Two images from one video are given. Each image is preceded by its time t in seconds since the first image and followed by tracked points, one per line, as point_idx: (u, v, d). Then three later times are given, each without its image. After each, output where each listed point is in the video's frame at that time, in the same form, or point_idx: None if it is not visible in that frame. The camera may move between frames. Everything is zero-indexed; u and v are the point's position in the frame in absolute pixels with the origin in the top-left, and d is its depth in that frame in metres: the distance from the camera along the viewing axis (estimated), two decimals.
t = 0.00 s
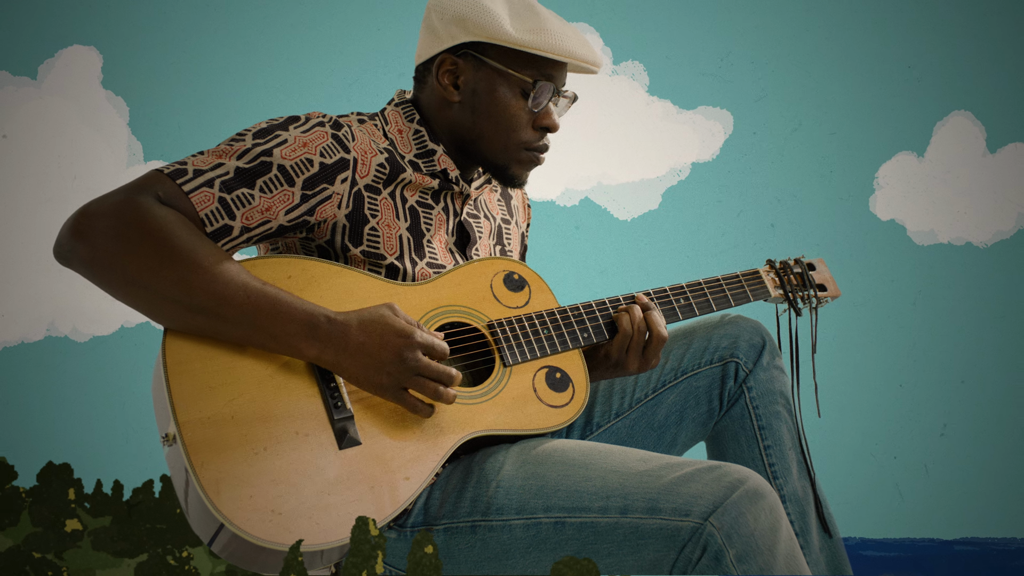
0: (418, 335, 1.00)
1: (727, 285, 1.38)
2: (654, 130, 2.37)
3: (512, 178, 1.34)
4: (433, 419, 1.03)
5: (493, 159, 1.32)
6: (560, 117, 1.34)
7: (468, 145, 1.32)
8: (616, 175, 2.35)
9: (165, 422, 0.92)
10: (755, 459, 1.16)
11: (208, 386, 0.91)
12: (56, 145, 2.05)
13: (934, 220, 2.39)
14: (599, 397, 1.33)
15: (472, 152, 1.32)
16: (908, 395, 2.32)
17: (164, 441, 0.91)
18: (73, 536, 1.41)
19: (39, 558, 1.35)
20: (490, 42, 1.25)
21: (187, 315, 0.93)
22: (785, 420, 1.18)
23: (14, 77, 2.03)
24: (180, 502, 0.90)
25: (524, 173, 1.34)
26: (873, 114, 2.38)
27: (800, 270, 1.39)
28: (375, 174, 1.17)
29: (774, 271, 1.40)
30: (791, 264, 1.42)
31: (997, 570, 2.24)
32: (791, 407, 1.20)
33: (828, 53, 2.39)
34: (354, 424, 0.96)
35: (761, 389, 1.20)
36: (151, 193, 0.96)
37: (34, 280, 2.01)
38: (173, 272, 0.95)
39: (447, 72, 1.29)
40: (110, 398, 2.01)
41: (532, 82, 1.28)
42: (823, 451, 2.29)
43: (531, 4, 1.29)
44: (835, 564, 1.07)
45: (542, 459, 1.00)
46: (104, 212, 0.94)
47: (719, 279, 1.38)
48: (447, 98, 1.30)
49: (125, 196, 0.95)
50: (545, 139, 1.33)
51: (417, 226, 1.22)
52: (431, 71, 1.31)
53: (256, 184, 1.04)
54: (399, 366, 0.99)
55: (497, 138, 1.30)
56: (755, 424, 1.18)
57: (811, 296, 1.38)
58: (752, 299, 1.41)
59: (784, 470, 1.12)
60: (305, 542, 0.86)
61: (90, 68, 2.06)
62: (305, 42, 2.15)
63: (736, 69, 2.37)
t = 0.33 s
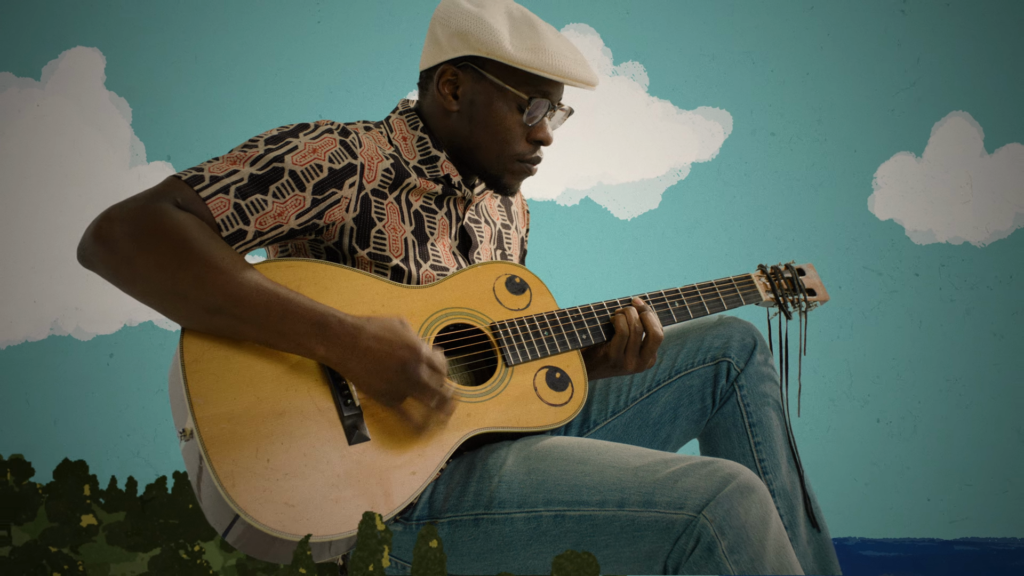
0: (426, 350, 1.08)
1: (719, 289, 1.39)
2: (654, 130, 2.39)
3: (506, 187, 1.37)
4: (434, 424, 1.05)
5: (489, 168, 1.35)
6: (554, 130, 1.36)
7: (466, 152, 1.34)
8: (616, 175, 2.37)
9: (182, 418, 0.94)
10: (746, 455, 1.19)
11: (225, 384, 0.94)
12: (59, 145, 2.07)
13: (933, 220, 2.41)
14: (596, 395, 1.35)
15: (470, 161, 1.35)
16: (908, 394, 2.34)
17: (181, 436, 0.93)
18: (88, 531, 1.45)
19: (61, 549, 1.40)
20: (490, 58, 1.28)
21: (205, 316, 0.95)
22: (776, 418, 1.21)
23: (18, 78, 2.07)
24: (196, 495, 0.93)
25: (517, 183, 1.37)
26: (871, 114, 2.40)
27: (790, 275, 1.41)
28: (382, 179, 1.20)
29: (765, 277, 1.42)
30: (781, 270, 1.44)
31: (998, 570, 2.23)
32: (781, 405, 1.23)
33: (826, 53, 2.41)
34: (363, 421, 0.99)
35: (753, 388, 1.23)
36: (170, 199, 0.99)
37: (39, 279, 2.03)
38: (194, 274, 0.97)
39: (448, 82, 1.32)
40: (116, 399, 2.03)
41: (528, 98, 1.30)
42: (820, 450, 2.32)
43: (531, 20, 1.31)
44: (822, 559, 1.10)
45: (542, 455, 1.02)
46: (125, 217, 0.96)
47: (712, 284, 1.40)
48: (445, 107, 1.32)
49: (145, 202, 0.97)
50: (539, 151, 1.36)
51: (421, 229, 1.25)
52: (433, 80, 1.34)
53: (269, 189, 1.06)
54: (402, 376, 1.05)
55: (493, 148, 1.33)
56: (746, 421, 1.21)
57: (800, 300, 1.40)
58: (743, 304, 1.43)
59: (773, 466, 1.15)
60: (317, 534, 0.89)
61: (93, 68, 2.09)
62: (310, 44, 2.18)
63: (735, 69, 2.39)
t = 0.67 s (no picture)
0: (430, 354, 1.05)
1: (712, 292, 1.42)
2: (654, 130, 2.41)
3: (514, 194, 1.39)
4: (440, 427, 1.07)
5: (496, 176, 1.37)
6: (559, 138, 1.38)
7: (474, 162, 1.37)
8: (616, 175, 2.39)
9: (197, 419, 0.97)
10: (738, 454, 1.21)
11: (237, 387, 0.97)
12: (65, 146, 2.10)
13: (932, 220, 2.43)
14: (594, 396, 1.38)
15: (478, 169, 1.37)
16: (907, 392, 2.37)
17: (196, 436, 0.97)
18: (102, 525, 1.28)
19: (71, 547, 1.13)
20: (498, 66, 1.30)
21: (219, 324, 0.99)
22: (767, 418, 1.23)
23: (22, 79, 2.08)
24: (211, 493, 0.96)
25: (525, 189, 1.39)
26: (869, 114, 2.43)
27: (780, 279, 1.43)
28: (388, 190, 1.22)
29: (756, 281, 1.44)
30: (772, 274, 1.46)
31: (997, 570, 2.29)
32: (772, 405, 1.26)
33: (825, 53, 2.43)
34: (370, 421, 1.02)
35: (745, 389, 1.25)
36: (186, 210, 1.02)
37: (44, 279, 2.06)
38: (207, 284, 1.00)
39: (457, 93, 1.34)
40: (124, 399, 2.07)
41: (535, 103, 1.33)
42: (820, 450, 2.33)
43: (535, 32, 1.35)
44: (813, 553, 1.14)
45: (541, 454, 1.05)
46: (143, 228, 1.00)
47: (705, 287, 1.43)
48: (455, 117, 1.35)
49: (162, 213, 1.01)
50: (546, 157, 1.38)
51: (426, 239, 1.27)
52: (441, 92, 1.36)
53: (281, 200, 1.09)
54: (407, 382, 1.03)
55: (501, 156, 1.35)
56: (739, 421, 1.23)
57: (789, 302, 1.41)
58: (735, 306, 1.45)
59: (766, 464, 1.18)
60: (324, 529, 0.92)
61: (96, 70, 2.11)
62: (316, 46, 2.21)
63: (735, 69, 2.41)
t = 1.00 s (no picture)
0: (431, 357, 1.08)
1: (705, 296, 1.45)
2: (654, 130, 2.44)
3: (512, 204, 1.42)
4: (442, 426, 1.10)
5: (496, 186, 1.39)
6: (558, 151, 1.42)
7: (474, 171, 1.39)
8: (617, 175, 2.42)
9: (212, 416, 1.01)
10: (731, 453, 1.24)
11: (251, 386, 1.00)
12: (68, 147, 2.11)
13: (931, 220, 2.46)
14: (591, 397, 1.41)
15: (478, 179, 1.40)
16: (907, 392, 2.39)
17: (210, 433, 0.99)
18: (116, 519, 1.20)
19: (86, 540, 1.11)
20: (500, 82, 1.32)
21: (235, 324, 1.01)
22: (759, 417, 1.26)
23: (26, 79, 2.09)
24: (224, 488, 0.99)
25: (522, 200, 1.42)
26: (866, 114, 2.45)
27: (771, 283, 1.47)
28: (396, 198, 1.25)
29: (748, 285, 1.47)
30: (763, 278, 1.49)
31: (998, 570, 2.32)
32: (764, 404, 1.28)
33: (823, 54, 2.45)
34: (377, 420, 1.05)
35: (737, 390, 1.28)
36: (202, 215, 1.05)
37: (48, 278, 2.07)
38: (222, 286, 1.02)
39: (461, 106, 1.37)
40: (134, 398, 2.10)
41: (535, 118, 1.35)
42: (821, 450, 2.36)
43: (538, 50, 1.37)
44: (803, 549, 1.16)
45: (541, 451, 1.08)
46: (161, 232, 1.03)
47: (698, 291, 1.45)
48: (458, 128, 1.37)
49: (180, 217, 1.04)
50: (543, 170, 1.41)
51: (430, 245, 1.29)
52: (446, 104, 1.39)
53: (294, 207, 1.12)
54: (410, 384, 1.06)
55: (501, 167, 1.38)
56: (732, 420, 1.26)
57: (780, 306, 1.46)
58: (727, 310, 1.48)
59: (757, 462, 1.20)
60: (332, 522, 0.94)
61: (101, 72, 2.12)
62: (322, 48, 2.24)
63: (734, 69, 2.43)
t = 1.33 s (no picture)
0: (438, 353, 1.10)
1: (700, 300, 1.47)
2: (654, 129, 2.46)
3: (519, 210, 1.44)
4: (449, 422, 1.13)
5: (503, 192, 1.42)
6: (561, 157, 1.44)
7: (482, 180, 1.41)
8: (617, 175, 2.44)
9: (227, 414, 1.04)
10: (724, 450, 1.26)
11: (264, 385, 1.03)
12: (72, 147, 2.15)
13: (930, 221, 2.48)
14: (590, 395, 1.43)
15: (485, 186, 1.42)
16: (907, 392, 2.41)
17: (226, 430, 1.03)
18: (130, 514, 1.22)
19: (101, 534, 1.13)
20: (506, 91, 1.35)
21: (248, 326, 1.05)
22: (751, 416, 1.28)
23: (29, 80, 2.14)
24: (239, 483, 1.02)
25: (529, 205, 1.45)
26: (864, 114, 2.47)
27: (764, 288, 1.49)
28: (402, 205, 1.27)
29: (741, 290, 1.49)
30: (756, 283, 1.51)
31: (998, 570, 2.35)
32: (756, 404, 1.31)
33: (821, 54, 2.48)
34: (385, 417, 1.07)
35: (730, 389, 1.30)
36: (217, 222, 1.08)
37: (52, 276, 2.11)
38: (236, 290, 1.05)
39: (466, 116, 1.39)
40: (142, 400, 2.12)
41: (539, 126, 1.38)
42: (821, 451, 2.38)
43: (539, 59, 1.40)
44: (793, 543, 1.19)
45: (542, 448, 1.10)
46: (178, 238, 1.06)
47: (693, 296, 1.48)
48: (464, 138, 1.39)
49: (196, 224, 1.07)
50: (548, 175, 1.44)
51: (435, 250, 1.32)
52: (452, 115, 1.40)
53: (303, 214, 1.14)
54: (418, 380, 1.09)
55: (507, 174, 1.40)
56: (725, 419, 1.29)
57: (772, 310, 1.47)
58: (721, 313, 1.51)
59: (749, 458, 1.23)
60: (341, 516, 0.98)
61: (104, 73, 2.16)
62: (328, 50, 2.27)
63: (732, 69, 2.45)
